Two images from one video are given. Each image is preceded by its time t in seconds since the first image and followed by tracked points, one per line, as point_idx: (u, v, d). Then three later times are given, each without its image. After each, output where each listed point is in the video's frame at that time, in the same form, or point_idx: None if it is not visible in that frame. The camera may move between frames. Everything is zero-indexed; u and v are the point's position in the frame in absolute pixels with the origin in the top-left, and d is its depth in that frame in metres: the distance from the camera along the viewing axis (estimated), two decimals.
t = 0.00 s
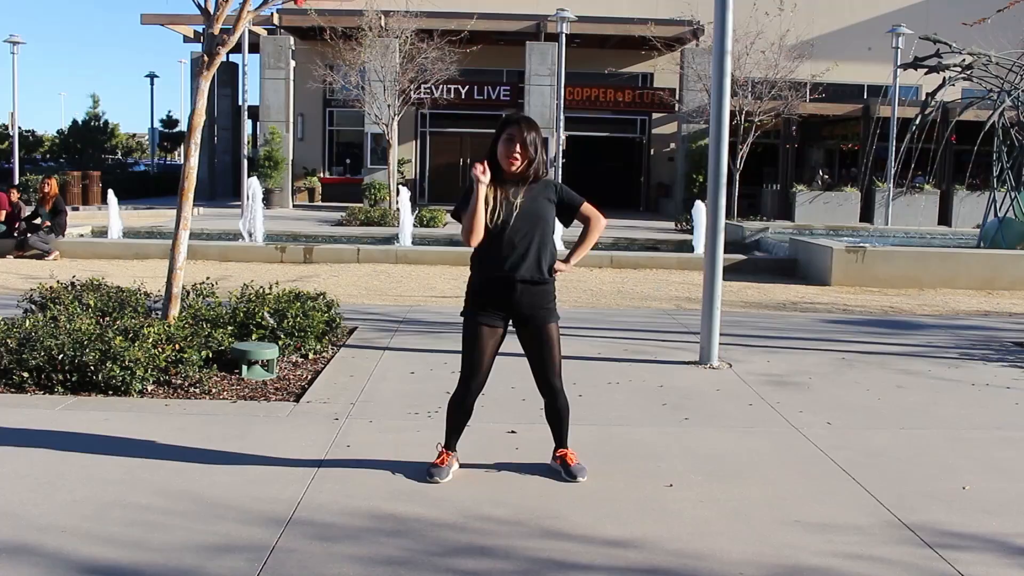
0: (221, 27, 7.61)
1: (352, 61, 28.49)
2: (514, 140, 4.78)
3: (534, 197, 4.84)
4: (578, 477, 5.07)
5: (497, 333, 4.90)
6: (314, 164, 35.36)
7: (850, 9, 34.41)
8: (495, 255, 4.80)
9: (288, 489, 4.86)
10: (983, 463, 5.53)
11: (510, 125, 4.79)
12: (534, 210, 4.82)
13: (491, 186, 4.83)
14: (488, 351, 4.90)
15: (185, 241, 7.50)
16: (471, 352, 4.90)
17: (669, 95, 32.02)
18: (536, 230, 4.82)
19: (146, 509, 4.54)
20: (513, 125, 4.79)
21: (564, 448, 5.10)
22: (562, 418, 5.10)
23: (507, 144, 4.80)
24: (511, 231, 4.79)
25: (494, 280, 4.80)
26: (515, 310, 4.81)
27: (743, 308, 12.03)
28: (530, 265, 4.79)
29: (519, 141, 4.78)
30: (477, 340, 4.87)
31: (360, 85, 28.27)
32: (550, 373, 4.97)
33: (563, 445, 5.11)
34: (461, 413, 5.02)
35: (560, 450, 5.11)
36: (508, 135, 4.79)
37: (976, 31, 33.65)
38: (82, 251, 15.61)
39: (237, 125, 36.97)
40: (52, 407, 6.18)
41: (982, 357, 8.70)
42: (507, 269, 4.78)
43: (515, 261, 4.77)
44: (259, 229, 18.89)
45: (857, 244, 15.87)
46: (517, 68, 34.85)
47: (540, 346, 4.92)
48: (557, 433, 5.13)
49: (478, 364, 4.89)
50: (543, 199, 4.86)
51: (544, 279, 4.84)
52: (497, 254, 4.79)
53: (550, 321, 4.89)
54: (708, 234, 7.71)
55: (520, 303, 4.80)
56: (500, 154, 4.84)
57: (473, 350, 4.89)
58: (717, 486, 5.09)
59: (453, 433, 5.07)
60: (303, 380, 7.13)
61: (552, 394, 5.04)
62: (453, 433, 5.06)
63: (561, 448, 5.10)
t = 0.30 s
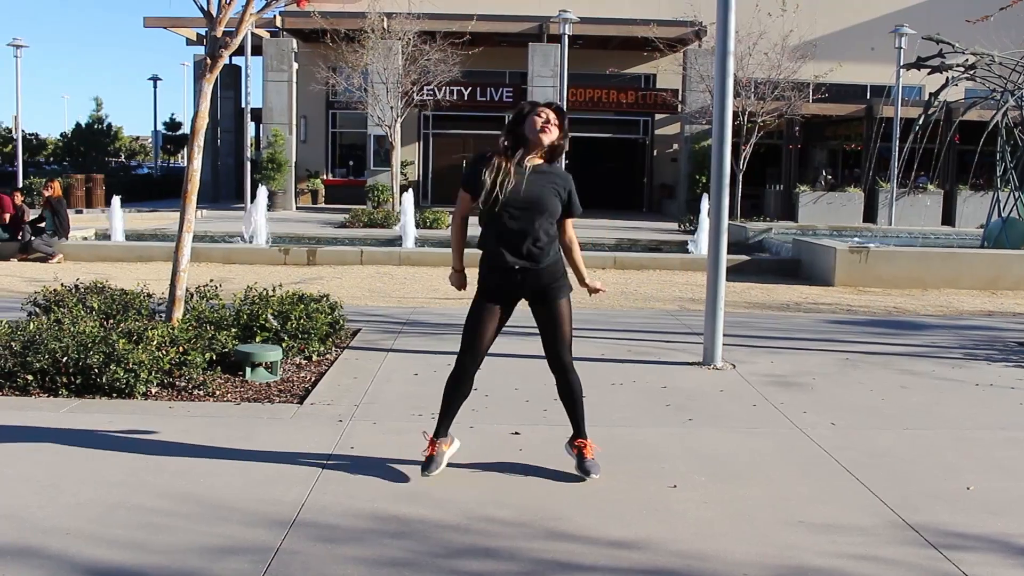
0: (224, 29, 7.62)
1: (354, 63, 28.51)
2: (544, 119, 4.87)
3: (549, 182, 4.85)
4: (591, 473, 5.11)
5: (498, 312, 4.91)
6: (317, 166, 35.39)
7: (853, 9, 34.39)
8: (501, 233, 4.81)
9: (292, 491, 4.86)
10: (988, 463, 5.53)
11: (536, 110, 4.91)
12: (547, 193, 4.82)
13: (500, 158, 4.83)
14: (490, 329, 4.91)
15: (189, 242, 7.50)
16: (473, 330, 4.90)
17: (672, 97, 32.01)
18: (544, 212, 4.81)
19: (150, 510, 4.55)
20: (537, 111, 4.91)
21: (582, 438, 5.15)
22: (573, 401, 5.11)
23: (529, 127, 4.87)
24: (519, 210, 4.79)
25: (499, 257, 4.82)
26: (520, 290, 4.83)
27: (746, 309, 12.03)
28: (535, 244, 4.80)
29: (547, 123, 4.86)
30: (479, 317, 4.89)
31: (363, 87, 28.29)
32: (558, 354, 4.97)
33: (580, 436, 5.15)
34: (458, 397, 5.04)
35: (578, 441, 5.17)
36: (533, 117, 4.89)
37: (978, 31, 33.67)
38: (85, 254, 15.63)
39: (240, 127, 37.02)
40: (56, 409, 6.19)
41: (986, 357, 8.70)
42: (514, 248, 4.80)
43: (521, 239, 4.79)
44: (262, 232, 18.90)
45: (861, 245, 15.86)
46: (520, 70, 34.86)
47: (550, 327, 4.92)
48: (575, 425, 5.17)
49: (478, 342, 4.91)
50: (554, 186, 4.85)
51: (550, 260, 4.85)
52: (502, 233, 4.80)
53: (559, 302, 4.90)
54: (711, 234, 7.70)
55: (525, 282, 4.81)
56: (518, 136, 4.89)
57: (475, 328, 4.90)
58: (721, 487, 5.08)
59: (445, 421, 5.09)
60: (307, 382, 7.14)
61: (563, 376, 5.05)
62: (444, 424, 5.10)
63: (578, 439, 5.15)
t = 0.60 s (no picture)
0: (227, 31, 7.62)
1: (357, 64, 28.53)
2: (542, 169, 4.78)
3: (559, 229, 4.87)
4: (596, 476, 5.11)
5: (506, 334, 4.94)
6: (319, 167, 35.45)
7: (856, 10, 34.38)
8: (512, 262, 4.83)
9: (295, 491, 4.86)
10: (991, 464, 5.52)
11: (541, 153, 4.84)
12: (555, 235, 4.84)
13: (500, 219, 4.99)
14: (495, 350, 4.92)
15: (192, 244, 7.50)
16: (479, 351, 4.91)
17: (675, 97, 32.02)
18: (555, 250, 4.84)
19: (153, 511, 4.55)
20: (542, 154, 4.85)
21: (583, 444, 5.17)
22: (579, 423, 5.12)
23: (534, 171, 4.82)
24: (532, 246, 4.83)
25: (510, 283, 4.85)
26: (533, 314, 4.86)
27: (749, 310, 12.03)
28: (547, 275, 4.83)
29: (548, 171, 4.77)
30: (484, 342, 4.90)
31: (366, 88, 28.31)
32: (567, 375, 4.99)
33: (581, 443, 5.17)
34: (468, 411, 5.03)
35: (579, 447, 5.18)
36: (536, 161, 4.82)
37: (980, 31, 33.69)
38: (88, 255, 15.65)
39: (242, 128, 37.06)
40: (59, 410, 6.20)
41: (989, 358, 8.69)
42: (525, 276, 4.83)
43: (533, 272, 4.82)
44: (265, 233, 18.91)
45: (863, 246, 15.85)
46: (522, 70, 34.88)
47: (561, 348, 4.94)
48: (576, 432, 5.17)
49: (483, 363, 4.90)
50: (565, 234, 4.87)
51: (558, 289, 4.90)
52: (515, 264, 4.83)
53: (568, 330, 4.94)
54: (714, 237, 7.70)
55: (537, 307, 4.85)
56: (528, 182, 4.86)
57: (480, 347, 4.91)
58: (724, 487, 5.07)
59: (460, 432, 5.08)
60: (310, 382, 7.14)
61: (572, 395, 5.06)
62: (459, 433, 5.07)
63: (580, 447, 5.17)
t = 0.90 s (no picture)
0: (228, 31, 7.62)
1: (358, 65, 28.55)
2: (539, 134, 4.75)
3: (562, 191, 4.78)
4: (597, 478, 5.10)
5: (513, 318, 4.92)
6: (321, 167, 35.49)
7: (857, 13, 34.42)
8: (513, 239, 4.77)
9: (295, 491, 4.86)
10: (991, 467, 5.52)
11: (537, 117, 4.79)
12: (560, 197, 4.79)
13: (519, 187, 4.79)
14: (504, 336, 4.93)
15: (193, 242, 7.50)
16: (487, 339, 4.92)
17: (676, 99, 32.03)
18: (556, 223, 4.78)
19: (153, 511, 4.55)
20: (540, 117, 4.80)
21: (586, 445, 5.11)
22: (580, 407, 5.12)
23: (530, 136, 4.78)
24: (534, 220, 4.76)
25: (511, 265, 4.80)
26: (533, 297, 4.82)
27: (750, 312, 12.03)
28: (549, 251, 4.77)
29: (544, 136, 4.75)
30: (492, 326, 4.90)
31: (367, 89, 28.34)
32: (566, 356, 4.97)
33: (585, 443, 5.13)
34: (472, 402, 5.06)
35: (582, 447, 5.13)
36: (533, 126, 4.77)
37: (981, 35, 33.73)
38: (90, 254, 15.67)
39: (244, 128, 37.09)
40: (60, 409, 6.20)
41: (990, 362, 8.68)
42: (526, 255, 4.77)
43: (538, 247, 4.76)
44: (267, 233, 18.90)
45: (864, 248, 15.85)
46: (523, 71, 34.89)
47: (561, 332, 4.92)
48: (581, 430, 5.14)
49: (491, 351, 4.93)
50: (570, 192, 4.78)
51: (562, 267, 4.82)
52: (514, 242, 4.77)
53: (571, 307, 4.89)
54: (715, 238, 7.69)
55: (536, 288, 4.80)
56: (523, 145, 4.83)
57: (488, 336, 4.91)
58: (725, 489, 5.07)
59: (458, 426, 5.07)
60: (311, 383, 7.14)
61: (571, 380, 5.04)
62: (457, 430, 5.06)
63: (584, 446, 5.12)
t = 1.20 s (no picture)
0: (233, 31, 7.64)
1: (363, 66, 28.54)
2: (530, 137, 4.81)
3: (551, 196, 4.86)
4: (594, 482, 5.08)
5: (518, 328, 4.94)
6: (324, 168, 35.52)
7: (861, 15, 34.39)
8: (512, 248, 4.81)
9: (297, 491, 4.87)
10: (995, 471, 5.51)
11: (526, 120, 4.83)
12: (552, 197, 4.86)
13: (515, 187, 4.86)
14: (509, 349, 4.95)
15: (196, 243, 7.51)
16: (493, 350, 4.94)
17: (679, 101, 32.03)
18: (555, 228, 4.84)
19: (156, 509, 4.56)
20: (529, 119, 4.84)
21: (584, 448, 5.12)
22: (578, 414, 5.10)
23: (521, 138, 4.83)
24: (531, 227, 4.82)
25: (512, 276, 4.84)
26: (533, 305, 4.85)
27: (752, 314, 12.03)
28: (546, 259, 4.80)
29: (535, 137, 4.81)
30: (497, 336, 4.92)
31: (371, 89, 28.33)
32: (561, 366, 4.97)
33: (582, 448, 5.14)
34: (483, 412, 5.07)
35: (580, 451, 5.14)
36: (523, 131, 4.83)
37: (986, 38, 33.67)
38: (93, 253, 15.68)
39: (247, 128, 37.13)
40: (63, 408, 6.21)
41: (993, 365, 8.67)
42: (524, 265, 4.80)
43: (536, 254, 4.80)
44: (270, 232, 18.91)
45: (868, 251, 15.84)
46: (527, 72, 34.89)
47: (557, 340, 4.94)
48: (576, 435, 5.16)
49: (498, 363, 4.94)
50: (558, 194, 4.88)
51: (561, 273, 4.85)
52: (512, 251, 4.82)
53: (570, 313, 4.91)
54: (718, 240, 7.69)
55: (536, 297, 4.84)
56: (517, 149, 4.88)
57: (494, 349, 4.93)
58: (727, 491, 5.08)
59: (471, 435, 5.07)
60: (314, 382, 7.15)
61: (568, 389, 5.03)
62: (471, 436, 5.08)
63: (581, 450, 5.13)
